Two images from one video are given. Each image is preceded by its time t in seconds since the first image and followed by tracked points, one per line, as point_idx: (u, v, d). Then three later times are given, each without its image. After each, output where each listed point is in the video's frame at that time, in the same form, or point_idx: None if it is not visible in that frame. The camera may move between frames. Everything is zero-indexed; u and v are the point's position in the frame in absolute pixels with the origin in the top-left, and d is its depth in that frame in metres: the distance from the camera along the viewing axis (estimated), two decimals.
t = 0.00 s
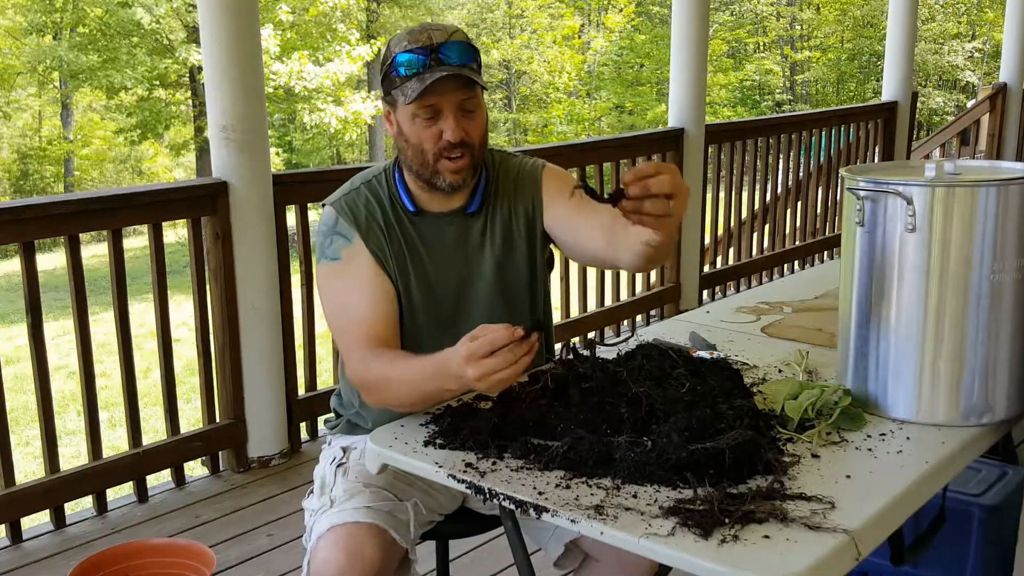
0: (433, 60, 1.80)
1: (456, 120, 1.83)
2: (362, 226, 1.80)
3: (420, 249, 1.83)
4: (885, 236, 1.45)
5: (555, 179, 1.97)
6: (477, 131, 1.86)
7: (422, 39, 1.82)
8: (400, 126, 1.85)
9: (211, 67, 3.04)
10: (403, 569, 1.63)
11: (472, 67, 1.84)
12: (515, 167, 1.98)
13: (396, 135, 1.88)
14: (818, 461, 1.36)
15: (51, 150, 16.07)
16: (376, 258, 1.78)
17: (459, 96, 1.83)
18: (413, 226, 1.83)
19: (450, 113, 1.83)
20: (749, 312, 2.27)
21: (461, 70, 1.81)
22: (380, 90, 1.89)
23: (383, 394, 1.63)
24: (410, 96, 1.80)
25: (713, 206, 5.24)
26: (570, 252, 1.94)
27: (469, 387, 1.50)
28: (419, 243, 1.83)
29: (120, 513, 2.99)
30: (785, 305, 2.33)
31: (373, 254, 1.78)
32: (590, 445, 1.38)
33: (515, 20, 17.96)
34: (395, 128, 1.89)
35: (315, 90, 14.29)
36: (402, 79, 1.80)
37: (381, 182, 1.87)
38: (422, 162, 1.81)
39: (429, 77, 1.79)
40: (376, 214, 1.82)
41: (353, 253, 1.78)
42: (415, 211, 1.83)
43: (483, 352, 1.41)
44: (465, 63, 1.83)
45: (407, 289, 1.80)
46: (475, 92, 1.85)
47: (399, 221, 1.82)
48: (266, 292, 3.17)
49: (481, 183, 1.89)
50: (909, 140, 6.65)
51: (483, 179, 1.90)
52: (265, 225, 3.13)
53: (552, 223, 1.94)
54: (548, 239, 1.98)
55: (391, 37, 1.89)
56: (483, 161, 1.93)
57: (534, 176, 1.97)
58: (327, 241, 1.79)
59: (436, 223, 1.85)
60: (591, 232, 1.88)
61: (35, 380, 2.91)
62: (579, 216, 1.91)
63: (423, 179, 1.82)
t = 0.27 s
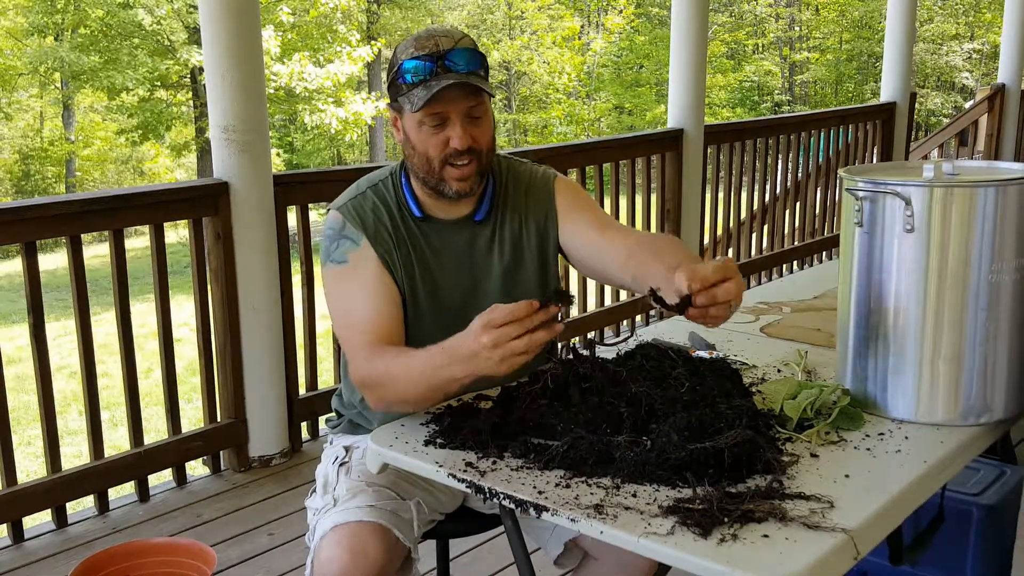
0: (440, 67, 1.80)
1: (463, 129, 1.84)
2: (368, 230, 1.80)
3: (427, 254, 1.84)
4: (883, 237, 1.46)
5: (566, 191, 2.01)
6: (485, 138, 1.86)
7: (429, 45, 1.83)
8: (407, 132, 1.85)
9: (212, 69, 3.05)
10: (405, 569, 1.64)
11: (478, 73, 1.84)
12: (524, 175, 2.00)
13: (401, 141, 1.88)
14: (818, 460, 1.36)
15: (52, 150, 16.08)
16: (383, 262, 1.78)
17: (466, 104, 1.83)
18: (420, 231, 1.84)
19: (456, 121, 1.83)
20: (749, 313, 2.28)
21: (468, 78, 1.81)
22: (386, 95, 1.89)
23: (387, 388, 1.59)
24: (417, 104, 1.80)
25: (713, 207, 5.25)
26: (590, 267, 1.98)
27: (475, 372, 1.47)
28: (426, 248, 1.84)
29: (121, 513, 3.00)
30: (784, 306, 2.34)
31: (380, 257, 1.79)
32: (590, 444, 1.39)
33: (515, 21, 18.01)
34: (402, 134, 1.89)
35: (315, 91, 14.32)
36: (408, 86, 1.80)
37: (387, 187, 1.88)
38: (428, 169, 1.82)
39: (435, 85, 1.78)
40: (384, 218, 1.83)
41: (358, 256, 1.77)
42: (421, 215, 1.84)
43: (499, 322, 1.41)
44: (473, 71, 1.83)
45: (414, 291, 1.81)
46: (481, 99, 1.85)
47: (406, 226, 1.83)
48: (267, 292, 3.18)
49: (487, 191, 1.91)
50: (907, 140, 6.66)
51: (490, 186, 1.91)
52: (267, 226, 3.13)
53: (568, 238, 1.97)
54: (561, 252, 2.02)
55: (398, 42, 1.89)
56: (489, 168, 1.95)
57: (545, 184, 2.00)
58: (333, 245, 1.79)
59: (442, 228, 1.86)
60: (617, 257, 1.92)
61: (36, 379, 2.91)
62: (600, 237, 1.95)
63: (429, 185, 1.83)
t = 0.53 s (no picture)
0: (464, 61, 1.81)
1: (482, 124, 1.83)
2: (378, 222, 1.79)
3: (437, 252, 1.84)
4: (883, 236, 1.46)
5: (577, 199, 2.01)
6: (502, 135, 1.86)
7: (453, 40, 1.84)
8: (425, 124, 1.85)
9: (212, 69, 3.05)
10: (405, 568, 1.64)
11: (500, 71, 1.85)
12: (534, 180, 2.00)
13: (419, 134, 1.88)
14: (817, 460, 1.36)
15: (53, 150, 16.04)
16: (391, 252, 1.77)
17: (487, 99, 1.84)
18: (431, 228, 1.84)
19: (475, 116, 1.83)
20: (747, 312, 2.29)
21: (491, 72, 1.83)
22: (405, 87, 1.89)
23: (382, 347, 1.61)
24: (439, 94, 1.80)
25: (713, 207, 5.25)
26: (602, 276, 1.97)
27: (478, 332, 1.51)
28: (436, 247, 1.84)
29: (122, 512, 3.00)
30: (783, 306, 2.35)
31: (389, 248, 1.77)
32: (590, 444, 1.39)
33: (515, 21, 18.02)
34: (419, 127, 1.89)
35: (315, 91, 14.31)
36: (432, 77, 1.81)
37: (398, 184, 1.86)
38: (442, 163, 1.81)
39: (460, 76, 1.79)
40: (395, 213, 1.81)
41: (366, 244, 1.74)
42: (432, 213, 1.84)
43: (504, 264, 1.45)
44: (495, 68, 1.85)
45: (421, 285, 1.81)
46: (501, 98, 1.87)
47: (417, 223, 1.83)
48: (267, 292, 3.18)
49: (498, 192, 1.91)
50: (908, 140, 6.65)
51: (501, 187, 1.92)
52: (266, 225, 3.13)
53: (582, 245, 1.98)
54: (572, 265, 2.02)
55: (421, 37, 1.90)
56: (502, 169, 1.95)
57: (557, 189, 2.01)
58: (341, 233, 1.75)
59: (453, 227, 1.86)
60: (631, 275, 1.92)
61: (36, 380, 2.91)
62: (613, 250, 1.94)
63: (442, 180, 1.82)
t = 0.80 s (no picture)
0: (497, 55, 1.77)
1: (504, 120, 1.80)
2: (391, 207, 1.79)
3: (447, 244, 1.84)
4: (883, 234, 1.46)
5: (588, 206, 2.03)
6: (521, 132, 1.82)
7: (491, 33, 1.79)
8: (448, 110, 1.81)
9: (213, 68, 3.05)
10: (405, 568, 1.64)
11: (532, 70, 1.81)
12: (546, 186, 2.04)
13: (440, 121, 1.85)
14: (817, 460, 1.36)
15: (54, 151, 15.89)
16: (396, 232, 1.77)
17: (513, 96, 1.80)
18: (442, 220, 1.84)
19: (499, 111, 1.79)
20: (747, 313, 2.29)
21: (522, 70, 1.78)
22: (437, 72, 1.85)
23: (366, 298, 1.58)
24: (466, 82, 1.77)
25: (713, 206, 5.25)
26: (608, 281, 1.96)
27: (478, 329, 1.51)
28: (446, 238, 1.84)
29: (122, 512, 3.00)
30: (783, 307, 2.36)
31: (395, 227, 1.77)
32: (590, 444, 1.38)
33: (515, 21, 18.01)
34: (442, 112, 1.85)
35: (315, 91, 14.30)
36: (462, 65, 1.77)
37: (411, 175, 1.87)
38: (458, 152, 1.80)
39: (490, 68, 1.76)
40: (408, 203, 1.82)
41: (376, 220, 1.74)
42: (444, 206, 1.85)
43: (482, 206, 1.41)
44: (527, 66, 1.80)
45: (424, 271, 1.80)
46: (527, 97, 1.83)
47: (429, 214, 1.84)
48: (267, 293, 3.18)
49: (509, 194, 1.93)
50: (907, 140, 6.65)
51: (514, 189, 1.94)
52: (266, 226, 3.13)
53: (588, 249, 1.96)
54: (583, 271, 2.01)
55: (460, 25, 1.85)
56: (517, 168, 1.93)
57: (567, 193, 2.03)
58: (350, 207, 1.75)
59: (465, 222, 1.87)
60: (639, 283, 1.89)
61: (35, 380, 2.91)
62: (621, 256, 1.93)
63: (455, 171, 1.81)
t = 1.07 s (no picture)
0: (508, 55, 1.77)
1: (513, 121, 1.80)
2: (400, 203, 1.79)
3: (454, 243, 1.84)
4: (883, 234, 1.46)
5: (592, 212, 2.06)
6: (529, 133, 1.83)
7: (501, 33, 1.79)
8: (457, 111, 1.81)
9: (213, 68, 3.05)
10: (404, 569, 1.63)
11: (541, 71, 1.82)
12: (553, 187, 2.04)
13: (448, 121, 1.85)
14: (818, 460, 1.36)
15: (52, 150, 16.05)
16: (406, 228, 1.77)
17: (522, 97, 1.81)
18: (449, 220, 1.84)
19: (508, 111, 1.80)
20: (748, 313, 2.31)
21: (532, 71, 1.79)
22: (445, 71, 1.85)
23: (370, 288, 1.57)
24: (477, 82, 1.77)
25: (713, 206, 5.24)
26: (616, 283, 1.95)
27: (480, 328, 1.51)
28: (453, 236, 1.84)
29: (121, 512, 2.99)
30: (784, 306, 2.37)
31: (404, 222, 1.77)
32: (591, 444, 1.38)
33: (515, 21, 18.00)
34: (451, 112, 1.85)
35: (315, 91, 14.36)
36: (472, 65, 1.77)
37: (420, 174, 1.87)
38: (467, 152, 1.80)
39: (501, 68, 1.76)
40: (416, 201, 1.82)
41: (384, 214, 1.73)
42: (451, 206, 1.84)
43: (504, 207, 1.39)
44: (537, 68, 1.81)
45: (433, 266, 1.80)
46: (537, 98, 1.83)
47: (437, 213, 1.83)
48: (267, 293, 3.17)
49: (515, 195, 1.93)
50: (908, 140, 6.65)
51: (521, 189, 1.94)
52: (266, 225, 3.13)
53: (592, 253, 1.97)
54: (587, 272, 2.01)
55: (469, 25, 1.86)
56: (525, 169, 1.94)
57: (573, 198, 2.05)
58: (359, 202, 1.74)
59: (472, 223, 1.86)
60: (640, 283, 1.89)
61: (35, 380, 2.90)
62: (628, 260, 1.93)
63: (463, 171, 1.81)
